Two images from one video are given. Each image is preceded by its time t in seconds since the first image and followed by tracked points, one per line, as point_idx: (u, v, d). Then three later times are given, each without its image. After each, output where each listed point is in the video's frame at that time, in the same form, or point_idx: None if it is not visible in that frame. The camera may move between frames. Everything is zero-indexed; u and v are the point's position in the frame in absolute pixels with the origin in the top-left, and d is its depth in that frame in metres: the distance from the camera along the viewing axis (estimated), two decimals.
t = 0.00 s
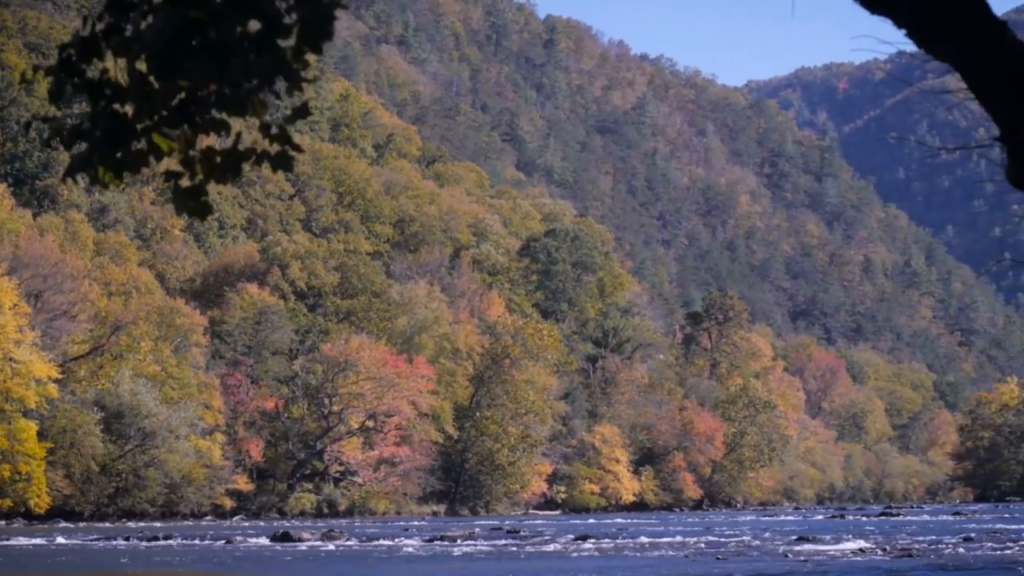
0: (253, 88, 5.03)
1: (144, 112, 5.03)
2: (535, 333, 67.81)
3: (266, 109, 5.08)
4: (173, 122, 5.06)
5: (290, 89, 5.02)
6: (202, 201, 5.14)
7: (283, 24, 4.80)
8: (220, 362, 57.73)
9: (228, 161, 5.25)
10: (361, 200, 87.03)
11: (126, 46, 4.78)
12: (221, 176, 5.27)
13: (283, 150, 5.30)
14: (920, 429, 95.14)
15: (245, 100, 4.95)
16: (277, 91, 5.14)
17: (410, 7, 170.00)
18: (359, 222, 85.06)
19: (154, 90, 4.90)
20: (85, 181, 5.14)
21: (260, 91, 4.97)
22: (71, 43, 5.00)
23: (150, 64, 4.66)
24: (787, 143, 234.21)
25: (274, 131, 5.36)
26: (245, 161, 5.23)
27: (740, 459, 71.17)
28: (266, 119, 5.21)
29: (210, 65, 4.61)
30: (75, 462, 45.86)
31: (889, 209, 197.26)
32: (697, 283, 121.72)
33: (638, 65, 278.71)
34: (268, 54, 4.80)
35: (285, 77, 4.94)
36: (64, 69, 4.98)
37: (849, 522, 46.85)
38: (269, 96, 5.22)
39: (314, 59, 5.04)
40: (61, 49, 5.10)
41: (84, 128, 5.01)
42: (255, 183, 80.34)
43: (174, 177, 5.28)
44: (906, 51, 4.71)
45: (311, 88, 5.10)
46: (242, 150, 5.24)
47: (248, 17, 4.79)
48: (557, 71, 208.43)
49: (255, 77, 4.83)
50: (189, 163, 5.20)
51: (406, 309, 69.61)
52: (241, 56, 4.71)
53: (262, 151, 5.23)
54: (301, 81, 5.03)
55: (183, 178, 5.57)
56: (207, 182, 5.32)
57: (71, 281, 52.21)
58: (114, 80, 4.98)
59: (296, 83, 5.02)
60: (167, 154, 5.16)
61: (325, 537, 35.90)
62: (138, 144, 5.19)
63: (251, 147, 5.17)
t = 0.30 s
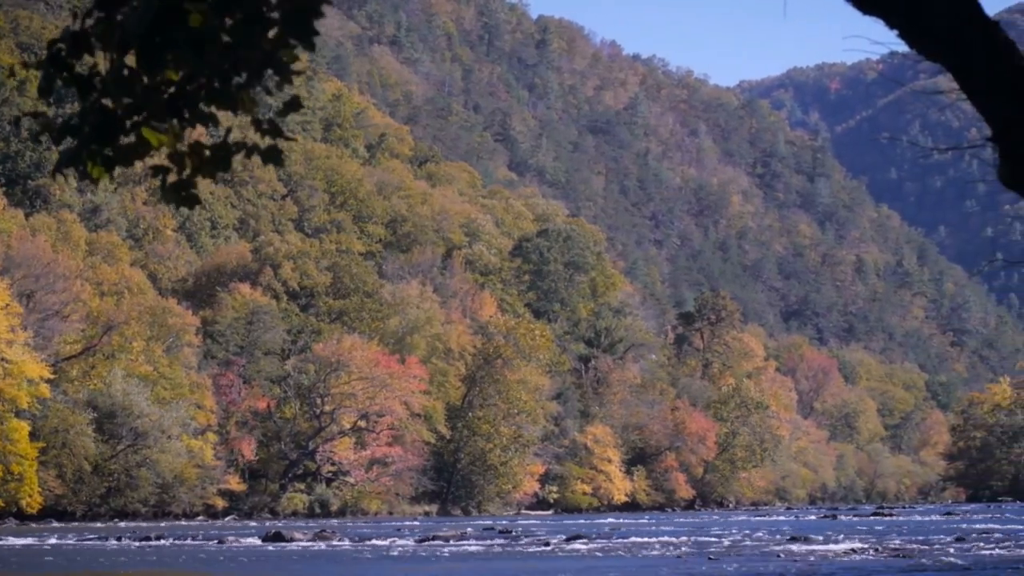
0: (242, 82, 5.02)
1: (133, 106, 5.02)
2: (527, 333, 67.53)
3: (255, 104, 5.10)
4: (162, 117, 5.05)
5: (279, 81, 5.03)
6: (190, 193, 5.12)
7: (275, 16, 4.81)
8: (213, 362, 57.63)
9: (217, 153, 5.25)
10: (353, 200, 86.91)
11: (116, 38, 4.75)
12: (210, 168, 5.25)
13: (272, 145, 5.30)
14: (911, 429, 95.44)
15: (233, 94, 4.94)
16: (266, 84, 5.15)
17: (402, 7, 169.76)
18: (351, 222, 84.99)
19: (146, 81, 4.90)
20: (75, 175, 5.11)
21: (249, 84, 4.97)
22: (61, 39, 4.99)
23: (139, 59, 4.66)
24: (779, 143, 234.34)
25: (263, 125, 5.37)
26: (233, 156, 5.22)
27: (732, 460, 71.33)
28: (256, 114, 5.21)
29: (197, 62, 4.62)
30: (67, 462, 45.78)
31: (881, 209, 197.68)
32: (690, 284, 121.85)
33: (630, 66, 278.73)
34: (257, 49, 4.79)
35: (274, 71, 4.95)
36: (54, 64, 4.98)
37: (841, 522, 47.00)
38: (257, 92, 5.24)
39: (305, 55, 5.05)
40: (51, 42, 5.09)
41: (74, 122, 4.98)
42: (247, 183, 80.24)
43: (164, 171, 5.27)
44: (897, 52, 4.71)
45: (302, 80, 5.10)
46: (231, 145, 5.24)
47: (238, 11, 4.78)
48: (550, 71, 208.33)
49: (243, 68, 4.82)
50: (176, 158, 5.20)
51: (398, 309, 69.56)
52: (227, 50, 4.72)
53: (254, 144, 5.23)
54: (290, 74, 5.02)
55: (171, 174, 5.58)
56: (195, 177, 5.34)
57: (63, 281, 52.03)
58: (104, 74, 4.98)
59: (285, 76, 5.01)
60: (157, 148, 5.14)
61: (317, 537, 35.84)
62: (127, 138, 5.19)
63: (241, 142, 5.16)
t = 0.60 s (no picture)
0: (231, 80, 5.02)
1: (116, 103, 5.01)
2: (518, 333, 66.98)
3: (243, 99, 5.12)
4: (147, 114, 5.06)
5: (268, 80, 5.03)
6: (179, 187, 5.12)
7: (263, 13, 4.81)
8: (204, 362, 57.50)
9: (205, 147, 5.27)
10: (345, 200, 86.74)
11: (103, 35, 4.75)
12: (198, 162, 5.26)
13: (259, 136, 5.30)
14: (902, 429, 95.70)
15: (220, 91, 4.93)
16: (253, 80, 5.16)
17: (393, 6, 169.36)
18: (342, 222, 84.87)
19: (132, 78, 4.91)
20: (61, 170, 5.10)
21: (237, 81, 4.98)
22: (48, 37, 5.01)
23: (125, 56, 4.66)
24: (770, 143, 234.56)
25: (252, 119, 5.38)
26: (222, 150, 5.23)
27: (723, 460, 71.51)
28: (243, 110, 5.22)
29: (183, 61, 4.63)
30: (59, 462, 45.65)
31: (873, 209, 197.95)
32: (681, 284, 121.94)
33: (622, 65, 278.68)
34: (245, 46, 4.79)
35: (262, 67, 4.96)
36: (40, 61, 4.98)
37: (830, 522, 47.13)
38: (246, 87, 5.25)
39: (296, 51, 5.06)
40: (40, 37, 5.10)
41: (61, 117, 4.97)
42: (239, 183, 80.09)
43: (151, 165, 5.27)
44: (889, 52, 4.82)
45: (290, 77, 5.11)
46: (219, 140, 5.25)
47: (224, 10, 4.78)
48: (541, 70, 208.36)
49: (232, 64, 4.82)
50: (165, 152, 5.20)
51: (389, 309, 69.51)
52: (212, 49, 4.74)
53: (241, 138, 5.23)
54: (279, 69, 5.02)
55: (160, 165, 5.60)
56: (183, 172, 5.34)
57: (55, 280, 51.84)
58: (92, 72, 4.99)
59: (275, 72, 5.02)
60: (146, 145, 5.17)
61: (308, 537, 35.79)
62: (114, 132, 5.21)
63: (229, 137, 5.16)
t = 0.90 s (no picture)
0: (222, 78, 5.02)
1: (108, 104, 5.01)
2: (509, 333, 67.17)
3: (236, 98, 5.10)
4: (138, 115, 5.06)
5: (259, 80, 5.02)
6: (173, 187, 5.11)
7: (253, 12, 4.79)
8: (193, 362, 57.35)
9: (199, 146, 5.25)
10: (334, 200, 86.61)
11: (94, 34, 4.72)
12: (192, 161, 5.25)
13: (253, 138, 5.30)
14: (892, 429, 96.01)
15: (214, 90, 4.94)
16: (246, 78, 5.14)
17: (383, 6, 169.05)
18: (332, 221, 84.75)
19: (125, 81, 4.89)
20: (52, 171, 5.10)
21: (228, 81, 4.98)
22: (38, 37, 5.00)
23: (116, 58, 4.65)
24: (760, 143, 234.86)
25: (245, 117, 5.38)
26: (214, 148, 5.22)
27: (713, 460, 71.69)
28: (237, 108, 5.19)
29: (174, 61, 4.62)
30: (48, 462, 45.50)
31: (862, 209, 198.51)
32: (671, 284, 122.16)
33: (612, 66, 278.71)
34: (237, 44, 4.77)
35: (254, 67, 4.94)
36: (32, 61, 4.98)
37: (820, 522, 47.33)
38: (238, 85, 5.23)
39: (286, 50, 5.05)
40: (28, 38, 5.09)
41: (51, 118, 4.96)
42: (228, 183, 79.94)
43: (146, 164, 5.26)
44: (879, 51, 4.86)
45: (280, 74, 5.09)
46: (213, 138, 5.24)
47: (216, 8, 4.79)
48: (531, 71, 208.23)
49: (222, 63, 4.80)
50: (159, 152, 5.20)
51: (379, 310, 69.47)
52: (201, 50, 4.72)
53: (234, 136, 5.22)
54: (271, 69, 5.03)
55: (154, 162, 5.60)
56: (175, 171, 5.33)
57: (44, 280, 51.58)
58: (82, 72, 4.99)
59: (265, 72, 5.03)
60: (136, 146, 5.19)
61: (298, 537, 35.78)
62: (107, 132, 5.21)
63: (222, 134, 5.15)
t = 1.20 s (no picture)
0: (212, 82, 5.00)
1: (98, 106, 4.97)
2: (498, 333, 67.05)
3: (226, 106, 5.10)
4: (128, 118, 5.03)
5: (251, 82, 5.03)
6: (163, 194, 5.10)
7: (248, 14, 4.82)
8: (183, 362, 57.19)
9: (189, 154, 5.28)
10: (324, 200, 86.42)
11: (87, 36, 4.72)
12: (180, 171, 5.27)
13: (243, 144, 5.29)
14: (881, 429, 96.37)
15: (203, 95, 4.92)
16: (237, 83, 5.15)
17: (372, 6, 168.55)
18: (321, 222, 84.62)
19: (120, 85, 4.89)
20: (40, 176, 5.06)
21: (220, 85, 4.98)
22: (28, 39, 4.97)
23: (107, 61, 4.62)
24: (749, 144, 235.23)
25: (234, 124, 5.39)
26: (204, 156, 5.22)
27: (702, 460, 71.88)
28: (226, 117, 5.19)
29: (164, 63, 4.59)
30: (37, 462, 45.38)
31: (851, 210, 199.11)
32: (660, 284, 122.33)
33: (601, 66, 278.69)
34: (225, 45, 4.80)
35: (246, 71, 4.97)
36: (21, 68, 4.95)
37: (809, 523, 47.54)
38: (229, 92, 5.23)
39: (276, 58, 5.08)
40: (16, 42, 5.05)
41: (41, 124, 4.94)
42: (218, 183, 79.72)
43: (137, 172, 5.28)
44: (870, 53, 4.89)
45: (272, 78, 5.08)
46: (203, 144, 5.24)
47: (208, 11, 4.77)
48: (520, 71, 208.03)
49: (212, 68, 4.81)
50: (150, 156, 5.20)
51: (368, 310, 69.44)
52: (192, 51, 4.72)
53: (223, 142, 5.21)
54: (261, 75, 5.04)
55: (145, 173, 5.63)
56: (164, 177, 5.32)
57: (33, 281, 51.20)
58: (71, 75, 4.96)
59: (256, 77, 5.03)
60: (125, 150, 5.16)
61: (288, 537, 35.72)
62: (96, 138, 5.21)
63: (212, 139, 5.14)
